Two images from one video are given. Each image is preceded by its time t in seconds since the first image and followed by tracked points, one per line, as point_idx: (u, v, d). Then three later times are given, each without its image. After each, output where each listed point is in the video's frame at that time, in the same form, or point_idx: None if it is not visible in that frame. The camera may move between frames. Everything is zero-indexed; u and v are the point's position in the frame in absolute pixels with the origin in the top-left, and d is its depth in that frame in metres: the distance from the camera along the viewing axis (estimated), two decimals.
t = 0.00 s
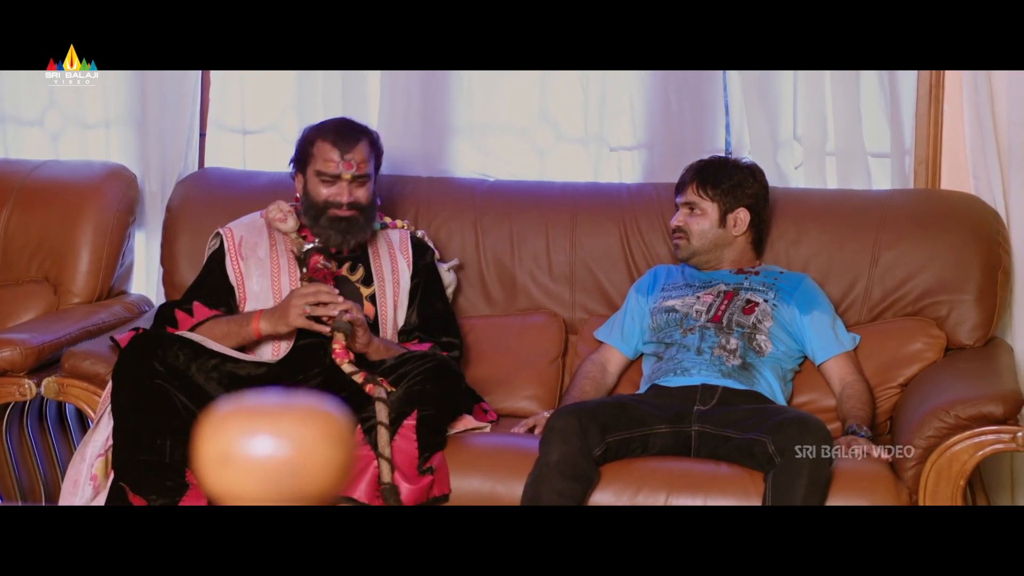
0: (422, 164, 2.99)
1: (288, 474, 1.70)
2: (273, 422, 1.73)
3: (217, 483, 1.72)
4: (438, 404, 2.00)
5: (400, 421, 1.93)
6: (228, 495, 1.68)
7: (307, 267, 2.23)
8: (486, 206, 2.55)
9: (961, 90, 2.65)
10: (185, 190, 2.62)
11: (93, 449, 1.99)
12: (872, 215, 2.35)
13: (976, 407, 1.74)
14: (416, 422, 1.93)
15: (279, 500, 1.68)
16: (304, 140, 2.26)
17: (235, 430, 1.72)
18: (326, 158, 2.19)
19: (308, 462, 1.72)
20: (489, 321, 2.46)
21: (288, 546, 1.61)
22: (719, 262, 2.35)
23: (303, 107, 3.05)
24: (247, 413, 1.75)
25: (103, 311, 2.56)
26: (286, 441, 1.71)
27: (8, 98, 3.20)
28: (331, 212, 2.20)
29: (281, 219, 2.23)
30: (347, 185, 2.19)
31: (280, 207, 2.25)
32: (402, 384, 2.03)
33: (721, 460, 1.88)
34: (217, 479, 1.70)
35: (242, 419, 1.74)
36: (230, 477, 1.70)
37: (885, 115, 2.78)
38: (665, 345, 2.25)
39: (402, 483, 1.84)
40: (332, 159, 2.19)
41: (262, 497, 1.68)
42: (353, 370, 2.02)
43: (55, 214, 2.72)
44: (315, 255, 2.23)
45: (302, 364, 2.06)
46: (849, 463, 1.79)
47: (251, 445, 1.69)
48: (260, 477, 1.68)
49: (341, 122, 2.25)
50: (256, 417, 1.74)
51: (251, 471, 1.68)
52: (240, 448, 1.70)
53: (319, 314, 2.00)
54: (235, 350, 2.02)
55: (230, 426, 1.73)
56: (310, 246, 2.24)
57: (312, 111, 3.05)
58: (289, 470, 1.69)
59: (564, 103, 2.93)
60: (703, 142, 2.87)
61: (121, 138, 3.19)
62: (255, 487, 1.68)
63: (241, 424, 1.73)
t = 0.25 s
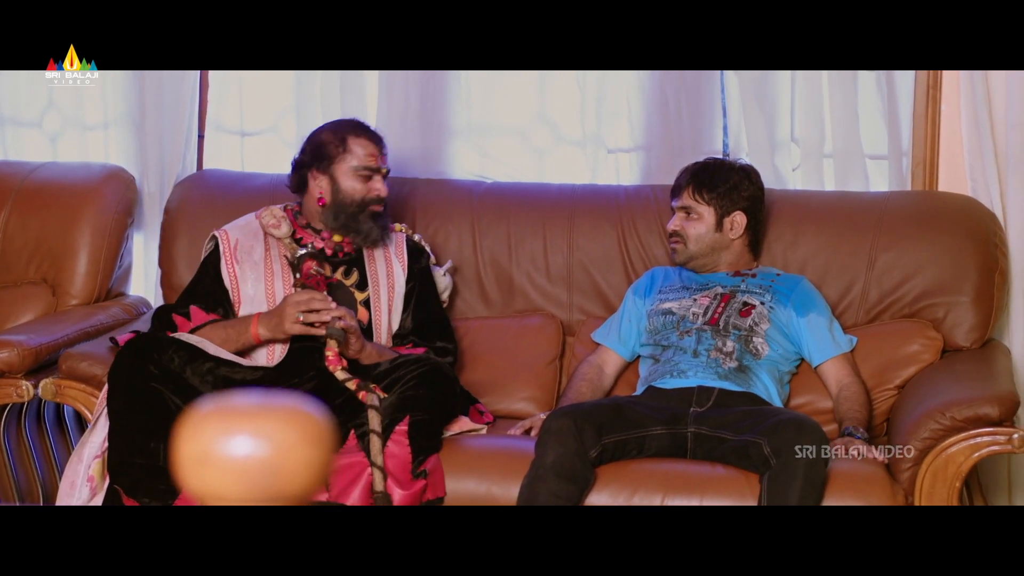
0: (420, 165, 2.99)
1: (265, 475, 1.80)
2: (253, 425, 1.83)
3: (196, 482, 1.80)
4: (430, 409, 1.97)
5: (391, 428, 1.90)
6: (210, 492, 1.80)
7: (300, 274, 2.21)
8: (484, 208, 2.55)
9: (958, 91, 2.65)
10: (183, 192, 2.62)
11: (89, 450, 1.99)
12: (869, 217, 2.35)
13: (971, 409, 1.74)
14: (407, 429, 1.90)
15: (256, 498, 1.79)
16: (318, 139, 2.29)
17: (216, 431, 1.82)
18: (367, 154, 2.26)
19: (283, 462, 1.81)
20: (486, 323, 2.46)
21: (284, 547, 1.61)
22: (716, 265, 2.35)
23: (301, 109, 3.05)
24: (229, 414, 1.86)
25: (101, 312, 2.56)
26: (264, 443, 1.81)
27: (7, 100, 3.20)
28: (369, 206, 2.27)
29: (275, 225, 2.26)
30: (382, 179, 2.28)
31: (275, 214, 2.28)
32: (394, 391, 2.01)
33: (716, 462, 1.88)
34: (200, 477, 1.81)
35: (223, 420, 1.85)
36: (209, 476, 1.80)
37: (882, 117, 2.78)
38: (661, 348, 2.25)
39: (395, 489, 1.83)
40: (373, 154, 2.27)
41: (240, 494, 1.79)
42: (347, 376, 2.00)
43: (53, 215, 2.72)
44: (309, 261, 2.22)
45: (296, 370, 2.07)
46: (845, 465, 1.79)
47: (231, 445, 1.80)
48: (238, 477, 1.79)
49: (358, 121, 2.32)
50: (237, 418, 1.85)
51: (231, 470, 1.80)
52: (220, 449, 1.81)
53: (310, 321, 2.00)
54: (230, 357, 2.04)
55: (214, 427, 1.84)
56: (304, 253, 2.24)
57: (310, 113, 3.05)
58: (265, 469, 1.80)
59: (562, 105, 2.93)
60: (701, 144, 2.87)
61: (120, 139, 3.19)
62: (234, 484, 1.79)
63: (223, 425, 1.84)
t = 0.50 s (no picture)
0: (418, 166, 2.99)
1: (243, 473, 1.76)
2: (231, 422, 1.78)
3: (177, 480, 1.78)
4: (428, 407, 1.99)
5: (388, 425, 1.93)
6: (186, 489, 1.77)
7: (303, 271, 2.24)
8: (481, 208, 2.55)
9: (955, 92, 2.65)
10: (181, 192, 2.62)
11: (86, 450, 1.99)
12: (866, 217, 2.35)
13: (966, 409, 1.75)
14: (404, 426, 1.93)
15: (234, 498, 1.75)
16: (321, 135, 2.31)
17: (194, 428, 1.78)
18: (371, 147, 2.30)
19: (262, 462, 1.77)
20: (483, 323, 2.46)
21: (279, 547, 1.61)
22: (713, 265, 2.35)
23: (299, 109, 3.05)
24: (206, 410, 1.81)
25: (99, 312, 2.56)
26: (241, 440, 1.76)
27: (6, 100, 3.20)
28: (375, 198, 2.30)
29: (282, 219, 2.24)
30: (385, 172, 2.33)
31: (281, 207, 2.26)
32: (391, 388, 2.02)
33: (712, 463, 1.88)
34: (175, 473, 1.78)
35: (200, 416, 1.80)
36: (188, 475, 1.77)
37: (879, 117, 2.78)
38: (658, 349, 2.25)
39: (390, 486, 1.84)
40: (377, 146, 2.31)
41: (217, 494, 1.75)
42: (345, 374, 2.00)
43: (51, 215, 2.72)
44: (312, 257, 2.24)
45: (294, 370, 2.06)
46: (840, 465, 1.79)
47: (207, 443, 1.76)
48: (216, 475, 1.75)
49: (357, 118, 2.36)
50: (214, 414, 1.80)
51: (207, 470, 1.75)
52: (198, 447, 1.76)
53: (315, 313, 2.00)
54: (228, 357, 2.03)
55: (190, 423, 1.79)
56: (306, 249, 2.25)
57: (308, 113, 3.05)
58: (243, 467, 1.75)
59: (559, 105, 2.93)
60: (698, 145, 2.87)
61: (118, 140, 3.19)
62: (211, 483, 1.76)
63: (199, 422, 1.79)
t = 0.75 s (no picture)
0: (415, 165, 2.99)
1: (220, 471, 1.75)
2: (209, 419, 1.78)
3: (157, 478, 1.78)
4: (419, 404, 1.99)
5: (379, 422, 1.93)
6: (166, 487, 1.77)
7: (298, 270, 2.25)
8: (478, 207, 2.55)
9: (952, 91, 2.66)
10: (178, 191, 2.62)
11: (83, 448, 1.99)
12: (862, 216, 2.35)
13: (961, 408, 1.75)
14: (395, 423, 1.93)
15: (212, 496, 1.75)
16: (314, 135, 2.31)
17: (173, 426, 1.78)
18: (364, 146, 2.31)
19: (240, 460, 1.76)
20: (480, 322, 2.46)
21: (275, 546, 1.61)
22: (709, 265, 2.35)
23: (297, 108, 3.05)
24: (186, 407, 1.80)
25: (97, 311, 2.56)
26: (218, 439, 1.76)
27: (4, 99, 3.20)
28: (368, 197, 2.30)
29: (277, 218, 2.26)
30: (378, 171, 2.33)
31: (280, 207, 2.28)
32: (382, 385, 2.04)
33: (707, 461, 1.88)
34: (156, 470, 1.78)
35: (179, 413, 1.79)
36: (167, 473, 1.77)
37: (876, 116, 2.78)
38: (654, 348, 2.25)
39: (381, 482, 1.85)
40: (370, 146, 2.32)
41: (196, 491, 1.75)
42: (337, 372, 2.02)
43: (49, 214, 2.72)
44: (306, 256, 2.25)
45: (290, 369, 2.06)
46: (836, 464, 1.79)
47: (186, 440, 1.76)
48: (193, 473, 1.75)
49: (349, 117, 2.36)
50: (194, 412, 1.80)
51: (186, 467, 1.75)
52: (176, 444, 1.77)
53: (309, 310, 2.00)
54: (224, 357, 2.04)
55: (170, 421, 1.80)
56: (301, 248, 2.27)
57: (306, 112, 3.05)
58: (220, 465, 1.75)
59: (557, 104, 2.94)
60: (696, 144, 2.87)
61: (117, 139, 3.19)
62: (189, 480, 1.75)
63: (179, 419, 1.79)
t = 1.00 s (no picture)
0: (415, 164, 2.99)
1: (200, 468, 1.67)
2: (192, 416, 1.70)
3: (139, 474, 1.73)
4: (411, 400, 1.99)
5: (371, 417, 1.93)
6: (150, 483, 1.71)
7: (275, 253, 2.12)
8: (477, 206, 2.56)
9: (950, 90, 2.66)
10: (178, 189, 2.63)
11: (82, 446, 2.00)
12: (860, 215, 2.35)
13: (958, 407, 1.75)
14: (388, 418, 1.93)
15: (193, 493, 1.68)
16: (302, 138, 2.25)
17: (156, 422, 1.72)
18: (330, 161, 2.19)
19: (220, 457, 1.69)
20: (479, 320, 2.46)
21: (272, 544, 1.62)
22: (708, 264, 2.35)
23: (296, 107, 3.05)
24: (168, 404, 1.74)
25: (96, 309, 2.57)
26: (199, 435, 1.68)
27: (4, 98, 3.20)
28: (329, 213, 2.19)
29: (247, 201, 2.17)
30: (345, 189, 2.19)
31: (247, 189, 2.19)
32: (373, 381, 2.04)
33: (704, 460, 1.88)
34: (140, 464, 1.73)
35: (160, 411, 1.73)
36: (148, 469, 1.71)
37: (874, 115, 2.78)
38: (652, 346, 2.25)
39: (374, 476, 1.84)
40: (336, 162, 2.18)
41: (176, 489, 1.68)
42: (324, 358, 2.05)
43: (48, 213, 2.72)
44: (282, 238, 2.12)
45: (288, 373, 2.07)
46: (832, 463, 1.80)
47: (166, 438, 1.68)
48: (173, 470, 1.68)
49: (348, 121, 2.25)
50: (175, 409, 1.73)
51: (168, 463, 1.68)
52: (158, 440, 1.70)
53: (291, 298, 1.99)
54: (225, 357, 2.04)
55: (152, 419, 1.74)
56: (278, 228, 2.15)
57: (305, 110, 3.05)
58: (201, 462, 1.67)
59: (556, 103, 2.94)
60: (695, 143, 2.88)
61: (117, 137, 3.19)
62: (169, 478, 1.69)
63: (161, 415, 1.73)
